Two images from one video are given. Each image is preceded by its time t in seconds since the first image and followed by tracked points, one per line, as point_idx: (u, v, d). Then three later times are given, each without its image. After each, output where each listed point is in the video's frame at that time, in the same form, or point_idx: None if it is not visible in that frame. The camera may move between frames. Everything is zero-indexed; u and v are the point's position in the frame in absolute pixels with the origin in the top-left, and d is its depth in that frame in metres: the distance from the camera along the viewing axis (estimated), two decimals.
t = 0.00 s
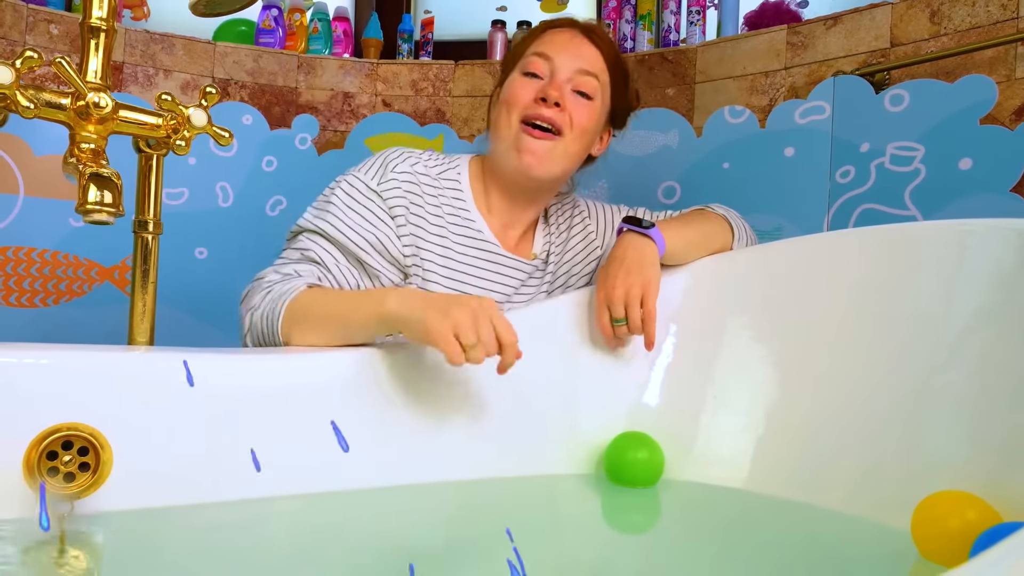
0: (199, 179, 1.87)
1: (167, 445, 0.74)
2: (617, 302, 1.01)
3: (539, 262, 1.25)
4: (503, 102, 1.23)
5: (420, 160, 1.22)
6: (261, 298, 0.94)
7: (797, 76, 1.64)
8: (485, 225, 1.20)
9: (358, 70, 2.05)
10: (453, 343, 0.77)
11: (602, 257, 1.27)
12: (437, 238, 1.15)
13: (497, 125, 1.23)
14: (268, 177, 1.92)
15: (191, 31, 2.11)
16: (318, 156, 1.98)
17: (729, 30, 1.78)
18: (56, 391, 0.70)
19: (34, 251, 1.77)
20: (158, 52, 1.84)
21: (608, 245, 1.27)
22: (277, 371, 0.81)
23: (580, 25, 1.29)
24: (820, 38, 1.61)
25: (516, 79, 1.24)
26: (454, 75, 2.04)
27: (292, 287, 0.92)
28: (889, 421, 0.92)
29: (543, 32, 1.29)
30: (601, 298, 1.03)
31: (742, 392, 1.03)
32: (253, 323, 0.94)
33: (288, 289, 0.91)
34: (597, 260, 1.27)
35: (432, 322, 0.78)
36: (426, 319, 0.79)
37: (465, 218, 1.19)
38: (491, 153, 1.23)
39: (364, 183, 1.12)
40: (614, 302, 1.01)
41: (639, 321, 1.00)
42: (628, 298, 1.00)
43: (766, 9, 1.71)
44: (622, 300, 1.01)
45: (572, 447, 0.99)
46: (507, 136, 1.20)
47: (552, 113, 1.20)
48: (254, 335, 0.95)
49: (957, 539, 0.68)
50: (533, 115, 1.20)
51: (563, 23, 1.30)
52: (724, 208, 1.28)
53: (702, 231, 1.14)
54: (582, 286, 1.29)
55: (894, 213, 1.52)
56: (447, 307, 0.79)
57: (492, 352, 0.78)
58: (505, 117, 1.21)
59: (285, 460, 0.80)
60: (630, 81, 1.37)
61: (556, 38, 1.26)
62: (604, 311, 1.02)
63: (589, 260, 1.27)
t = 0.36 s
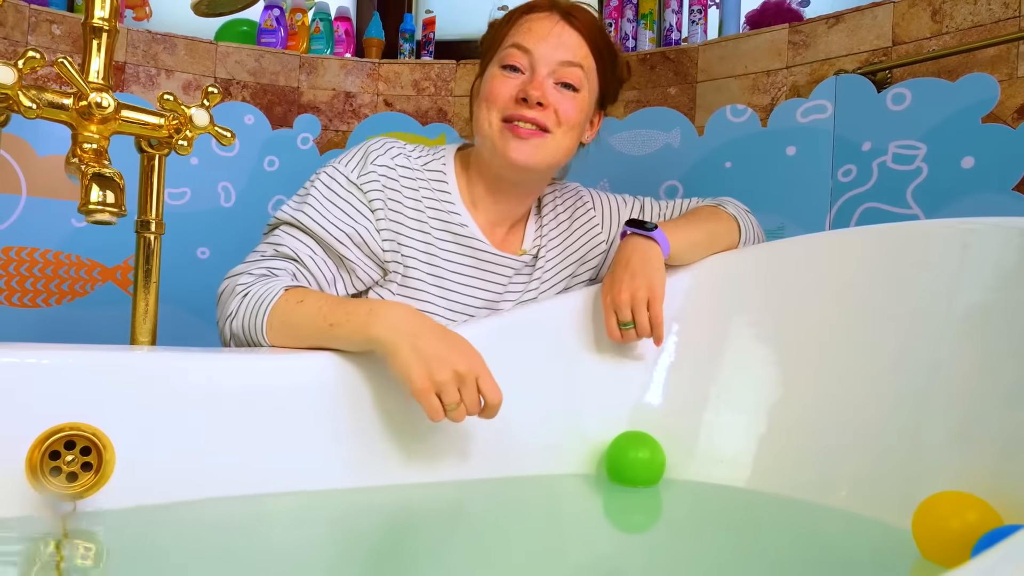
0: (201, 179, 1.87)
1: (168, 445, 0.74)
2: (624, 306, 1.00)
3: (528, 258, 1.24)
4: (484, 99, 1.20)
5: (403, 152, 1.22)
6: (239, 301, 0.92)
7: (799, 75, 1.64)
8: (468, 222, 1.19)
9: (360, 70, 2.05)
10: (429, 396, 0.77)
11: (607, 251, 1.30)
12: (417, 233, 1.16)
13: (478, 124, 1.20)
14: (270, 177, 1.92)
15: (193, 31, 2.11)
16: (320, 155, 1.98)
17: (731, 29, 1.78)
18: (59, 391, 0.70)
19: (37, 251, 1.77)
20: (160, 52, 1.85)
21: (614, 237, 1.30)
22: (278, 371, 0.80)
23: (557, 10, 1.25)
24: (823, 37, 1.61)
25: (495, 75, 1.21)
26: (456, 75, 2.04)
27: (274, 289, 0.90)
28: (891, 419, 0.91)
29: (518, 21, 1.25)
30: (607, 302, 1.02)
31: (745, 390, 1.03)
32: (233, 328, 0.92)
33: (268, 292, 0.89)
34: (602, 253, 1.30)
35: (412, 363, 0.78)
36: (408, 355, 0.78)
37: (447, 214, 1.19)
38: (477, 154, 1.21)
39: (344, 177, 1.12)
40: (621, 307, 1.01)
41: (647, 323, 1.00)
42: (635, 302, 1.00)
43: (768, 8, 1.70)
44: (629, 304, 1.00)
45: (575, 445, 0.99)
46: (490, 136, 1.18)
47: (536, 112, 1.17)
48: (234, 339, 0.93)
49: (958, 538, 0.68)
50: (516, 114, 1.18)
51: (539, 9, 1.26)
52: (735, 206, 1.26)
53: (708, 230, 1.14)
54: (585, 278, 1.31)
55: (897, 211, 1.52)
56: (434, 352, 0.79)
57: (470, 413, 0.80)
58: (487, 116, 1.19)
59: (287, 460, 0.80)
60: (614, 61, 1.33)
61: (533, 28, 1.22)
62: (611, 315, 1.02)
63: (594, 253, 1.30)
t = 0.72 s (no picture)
0: (201, 179, 1.87)
1: (168, 445, 0.74)
2: (631, 312, 1.00)
3: (521, 249, 1.25)
4: (466, 93, 1.19)
5: (390, 150, 1.23)
6: (240, 302, 0.92)
7: (799, 74, 1.64)
8: (459, 216, 1.19)
9: (361, 70, 2.05)
10: (424, 398, 0.77)
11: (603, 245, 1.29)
12: (408, 228, 1.16)
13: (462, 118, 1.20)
14: (270, 177, 1.92)
15: (193, 31, 2.11)
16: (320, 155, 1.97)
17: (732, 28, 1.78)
18: (60, 391, 0.70)
19: (38, 251, 1.77)
20: (161, 52, 1.85)
21: (610, 231, 1.30)
22: (278, 372, 0.80)
23: None
24: (823, 36, 1.61)
25: (477, 68, 1.19)
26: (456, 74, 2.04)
27: (274, 289, 0.90)
28: (891, 419, 0.91)
29: (499, 10, 1.23)
30: (614, 307, 1.02)
31: (745, 390, 1.03)
32: (234, 330, 0.92)
33: (268, 292, 0.90)
34: (597, 247, 1.30)
35: (408, 366, 0.78)
36: (405, 357, 0.78)
37: (438, 208, 1.19)
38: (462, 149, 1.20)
39: (335, 176, 1.13)
40: (627, 311, 1.00)
41: (655, 329, 1.00)
42: (642, 307, 1.00)
43: (768, 7, 1.70)
44: (636, 309, 1.00)
45: (575, 445, 0.99)
46: (473, 131, 1.17)
47: (518, 106, 1.16)
48: (236, 340, 0.93)
49: (958, 538, 0.68)
50: (497, 109, 1.17)
51: None
52: (733, 205, 1.26)
53: (709, 231, 1.14)
54: (581, 273, 1.31)
55: (898, 210, 1.52)
56: (430, 355, 0.78)
57: (467, 420, 0.79)
58: (468, 110, 1.18)
59: (288, 460, 0.80)
60: (600, 51, 1.31)
61: (514, 18, 1.20)
62: (617, 320, 1.01)
63: (590, 247, 1.29)
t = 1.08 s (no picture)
0: (202, 179, 1.87)
1: (170, 444, 0.74)
2: (644, 314, 0.97)
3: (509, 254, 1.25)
4: (461, 120, 1.17)
5: (385, 155, 1.22)
6: (242, 303, 0.92)
7: (799, 73, 1.64)
8: (452, 224, 1.19)
9: (361, 69, 2.05)
10: (418, 396, 0.77)
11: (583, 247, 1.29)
12: (402, 234, 1.16)
13: (456, 143, 1.18)
14: (271, 177, 1.92)
15: (194, 31, 2.11)
16: (320, 155, 1.98)
17: (732, 27, 1.79)
18: (61, 390, 0.70)
19: (38, 251, 1.77)
20: (161, 52, 1.85)
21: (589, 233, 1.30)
22: (278, 371, 0.80)
23: (543, 24, 1.17)
24: (823, 35, 1.60)
25: (474, 95, 1.17)
26: (456, 74, 2.04)
27: (275, 289, 0.91)
28: (892, 417, 0.91)
29: (501, 30, 1.18)
30: (625, 310, 0.99)
31: (745, 388, 1.03)
32: (236, 330, 0.92)
33: (269, 293, 0.90)
34: (579, 250, 1.30)
35: (404, 362, 0.78)
36: (401, 353, 0.78)
37: (431, 214, 1.18)
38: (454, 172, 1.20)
39: (331, 180, 1.13)
40: (641, 313, 0.97)
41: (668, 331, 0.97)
42: (655, 308, 0.98)
43: (768, 6, 1.70)
44: (649, 311, 0.97)
45: (576, 443, 0.99)
46: (464, 161, 1.16)
47: (511, 142, 1.15)
48: (239, 341, 0.93)
49: (960, 535, 0.68)
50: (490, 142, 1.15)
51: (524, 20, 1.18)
52: (710, 209, 1.29)
53: (705, 235, 1.16)
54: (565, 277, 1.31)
55: (898, 210, 1.52)
56: (429, 354, 0.78)
57: (460, 418, 0.79)
58: (462, 139, 1.16)
59: (289, 460, 0.80)
60: (604, 70, 1.27)
61: (515, 46, 1.15)
62: (629, 322, 0.98)
63: (572, 249, 1.30)
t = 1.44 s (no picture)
0: (203, 179, 1.87)
1: (171, 442, 0.74)
2: (650, 313, 0.97)
3: (514, 256, 1.25)
4: (463, 122, 1.17)
5: (389, 157, 1.23)
6: (242, 303, 0.92)
7: (800, 72, 1.64)
8: (456, 225, 1.19)
9: (361, 69, 2.05)
10: (419, 400, 0.77)
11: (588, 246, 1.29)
12: (405, 235, 1.16)
13: (458, 146, 1.18)
14: (271, 177, 1.92)
15: (194, 31, 2.11)
16: (321, 155, 1.98)
17: (732, 27, 1.79)
18: (63, 390, 0.70)
19: (39, 251, 1.77)
20: (161, 52, 1.85)
21: (595, 231, 1.30)
22: (278, 372, 0.80)
23: (541, 24, 1.17)
24: (823, 34, 1.60)
25: (475, 97, 1.16)
26: (456, 74, 2.04)
27: (274, 288, 0.91)
28: (891, 416, 0.91)
29: (500, 31, 1.18)
30: (631, 308, 0.99)
31: (745, 387, 1.03)
32: (237, 330, 0.92)
33: (269, 292, 0.90)
34: (585, 249, 1.30)
35: (405, 366, 0.78)
36: (403, 356, 0.78)
37: (434, 216, 1.18)
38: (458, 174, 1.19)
39: (335, 181, 1.13)
40: (646, 312, 0.98)
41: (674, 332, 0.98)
42: (661, 308, 0.98)
43: (768, 6, 1.70)
44: (655, 310, 0.98)
45: (577, 442, 0.99)
46: (468, 163, 1.16)
47: (513, 142, 1.14)
48: (240, 340, 0.93)
49: (960, 537, 0.68)
50: (492, 143, 1.15)
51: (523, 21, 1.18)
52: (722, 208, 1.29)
53: (711, 232, 1.16)
54: (570, 276, 1.31)
55: (899, 209, 1.51)
56: (429, 358, 0.78)
57: (460, 424, 0.79)
58: (464, 141, 1.16)
59: (289, 460, 0.80)
60: (607, 70, 1.27)
61: (514, 47, 1.16)
62: (635, 320, 0.98)
63: (578, 248, 1.29)
